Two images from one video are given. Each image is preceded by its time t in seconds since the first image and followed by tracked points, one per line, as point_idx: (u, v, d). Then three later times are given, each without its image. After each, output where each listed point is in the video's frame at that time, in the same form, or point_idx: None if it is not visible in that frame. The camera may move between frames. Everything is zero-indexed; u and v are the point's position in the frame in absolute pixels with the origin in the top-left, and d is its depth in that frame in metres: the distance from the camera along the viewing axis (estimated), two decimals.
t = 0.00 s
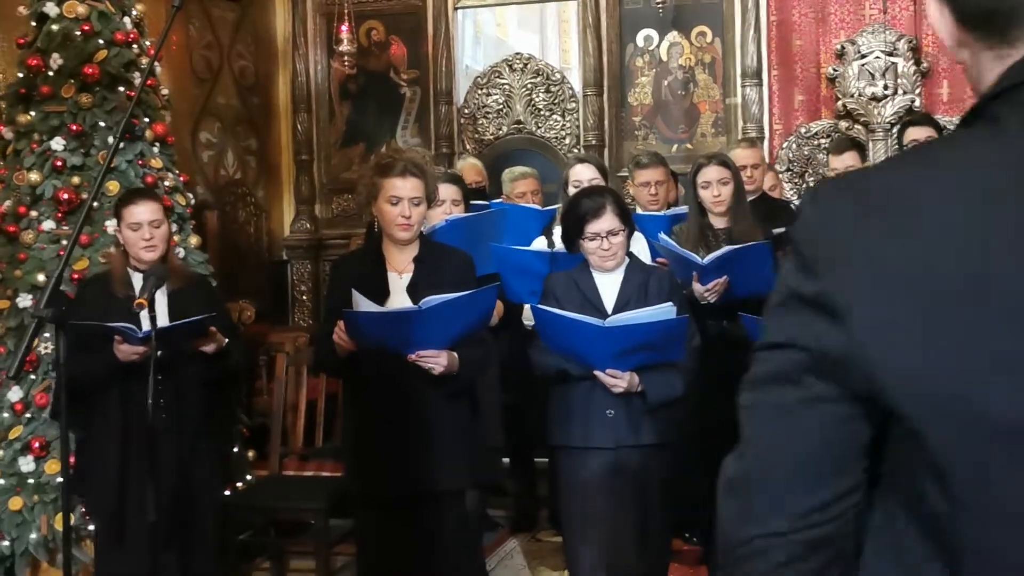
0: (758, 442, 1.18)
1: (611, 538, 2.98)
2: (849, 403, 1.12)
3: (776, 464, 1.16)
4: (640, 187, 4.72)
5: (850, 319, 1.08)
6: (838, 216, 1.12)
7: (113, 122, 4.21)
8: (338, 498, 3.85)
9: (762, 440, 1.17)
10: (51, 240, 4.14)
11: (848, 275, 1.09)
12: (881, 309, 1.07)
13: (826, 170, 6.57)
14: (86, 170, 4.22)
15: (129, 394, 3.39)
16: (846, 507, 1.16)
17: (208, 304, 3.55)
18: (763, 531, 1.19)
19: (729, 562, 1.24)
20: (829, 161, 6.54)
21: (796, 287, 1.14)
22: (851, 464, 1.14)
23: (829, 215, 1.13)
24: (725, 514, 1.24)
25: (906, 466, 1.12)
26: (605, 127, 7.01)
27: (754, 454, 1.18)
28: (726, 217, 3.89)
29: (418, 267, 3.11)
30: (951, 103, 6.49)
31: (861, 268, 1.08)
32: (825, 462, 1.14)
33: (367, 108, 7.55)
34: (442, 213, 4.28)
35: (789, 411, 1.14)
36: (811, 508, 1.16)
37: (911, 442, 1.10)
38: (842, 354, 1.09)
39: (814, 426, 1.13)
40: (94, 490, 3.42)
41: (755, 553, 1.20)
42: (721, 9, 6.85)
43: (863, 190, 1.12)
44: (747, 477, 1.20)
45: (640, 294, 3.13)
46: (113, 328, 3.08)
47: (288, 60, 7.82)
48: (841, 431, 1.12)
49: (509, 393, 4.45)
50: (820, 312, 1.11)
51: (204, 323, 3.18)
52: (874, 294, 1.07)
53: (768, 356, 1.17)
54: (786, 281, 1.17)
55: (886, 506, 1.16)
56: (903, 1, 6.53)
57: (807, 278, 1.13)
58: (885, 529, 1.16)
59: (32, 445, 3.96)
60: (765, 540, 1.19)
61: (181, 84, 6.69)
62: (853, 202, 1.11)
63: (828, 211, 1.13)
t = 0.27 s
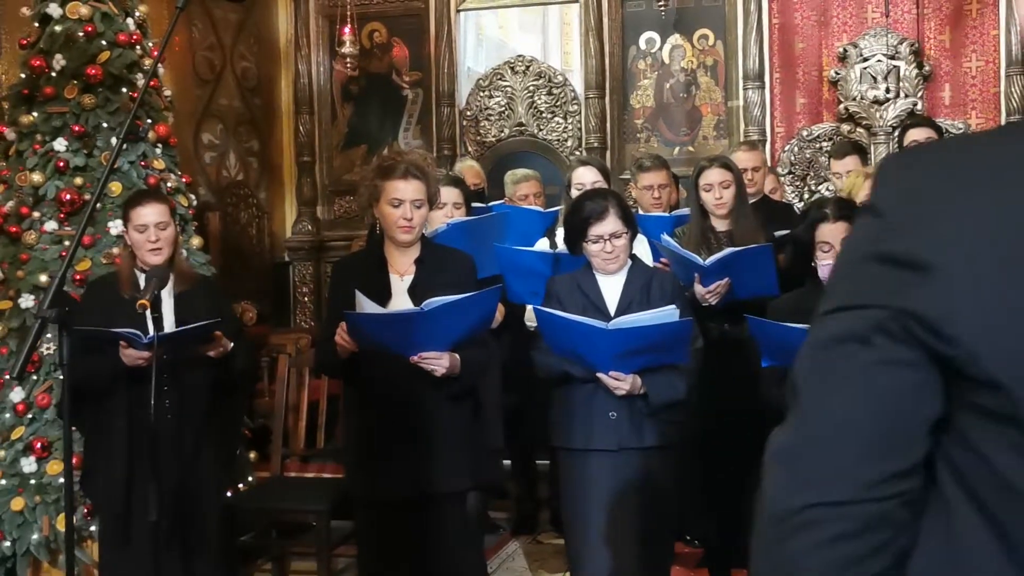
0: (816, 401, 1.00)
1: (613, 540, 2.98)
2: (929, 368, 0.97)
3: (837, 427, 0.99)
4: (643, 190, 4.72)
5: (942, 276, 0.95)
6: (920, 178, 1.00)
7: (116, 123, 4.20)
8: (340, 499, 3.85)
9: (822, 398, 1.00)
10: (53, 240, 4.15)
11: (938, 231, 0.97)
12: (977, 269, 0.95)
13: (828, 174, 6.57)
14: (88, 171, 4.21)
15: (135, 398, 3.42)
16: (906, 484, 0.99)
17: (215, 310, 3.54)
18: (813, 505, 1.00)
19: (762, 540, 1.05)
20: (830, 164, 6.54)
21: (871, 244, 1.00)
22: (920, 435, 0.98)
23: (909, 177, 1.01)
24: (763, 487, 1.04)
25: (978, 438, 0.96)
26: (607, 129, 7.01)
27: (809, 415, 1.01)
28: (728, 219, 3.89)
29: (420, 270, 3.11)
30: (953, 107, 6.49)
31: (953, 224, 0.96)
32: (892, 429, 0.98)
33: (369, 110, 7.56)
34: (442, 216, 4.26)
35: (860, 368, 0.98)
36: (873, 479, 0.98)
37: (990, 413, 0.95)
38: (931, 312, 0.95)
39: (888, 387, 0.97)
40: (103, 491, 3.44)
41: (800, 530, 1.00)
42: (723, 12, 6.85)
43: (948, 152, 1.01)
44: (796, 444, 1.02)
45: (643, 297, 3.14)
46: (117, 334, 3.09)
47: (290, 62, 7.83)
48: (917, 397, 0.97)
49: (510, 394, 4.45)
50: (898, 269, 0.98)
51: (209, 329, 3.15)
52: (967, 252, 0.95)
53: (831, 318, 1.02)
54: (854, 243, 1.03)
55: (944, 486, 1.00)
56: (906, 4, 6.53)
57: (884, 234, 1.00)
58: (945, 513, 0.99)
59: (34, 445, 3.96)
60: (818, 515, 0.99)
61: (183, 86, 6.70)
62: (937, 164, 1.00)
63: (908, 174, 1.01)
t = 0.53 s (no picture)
0: (875, 387, 0.99)
1: (616, 541, 2.98)
2: (987, 356, 0.97)
3: (896, 414, 0.98)
4: (647, 193, 4.73)
5: (1004, 260, 0.96)
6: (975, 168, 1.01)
7: (117, 124, 4.20)
8: (341, 501, 3.85)
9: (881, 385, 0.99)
10: (55, 241, 4.15)
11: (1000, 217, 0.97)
12: None
13: (829, 176, 6.58)
14: (90, 172, 4.22)
15: (138, 399, 3.42)
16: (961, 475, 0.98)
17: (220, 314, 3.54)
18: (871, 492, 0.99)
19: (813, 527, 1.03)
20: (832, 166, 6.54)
21: (928, 229, 1.01)
22: (977, 425, 0.98)
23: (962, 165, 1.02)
24: (816, 472, 1.04)
25: None
26: (609, 131, 7.01)
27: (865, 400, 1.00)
28: (730, 222, 3.89)
29: (422, 271, 3.12)
30: (954, 109, 6.49)
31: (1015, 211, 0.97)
32: (951, 419, 0.97)
33: (371, 112, 7.56)
34: (443, 219, 4.27)
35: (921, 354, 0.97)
36: (934, 469, 0.98)
37: None
38: (995, 295, 0.95)
39: (950, 373, 0.96)
40: (106, 493, 3.44)
41: (857, 519, 1.00)
42: (724, 14, 6.85)
43: (1001, 146, 1.02)
44: (850, 430, 1.01)
45: (645, 299, 3.14)
46: (120, 336, 3.10)
47: (292, 63, 7.83)
48: (979, 383, 0.96)
49: (511, 396, 4.45)
50: (958, 253, 0.98)
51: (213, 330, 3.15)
52: None
53: (888, 302, 1.01)
54: (907, 228, 1.03)
55: (995, 481, 1.00)
56: (908, 7, 6.54)
57: (942, 218, 1.00)
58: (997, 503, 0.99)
59: (35, 446, 3.97)
60: (876, 503, 0.99)
61: (185, 87, 6.70)
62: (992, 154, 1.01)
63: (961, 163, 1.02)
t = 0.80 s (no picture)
0: (904, 401, 0.94)
1: (618, 545, 2.97)
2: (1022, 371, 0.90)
3: (927, 429, 0.93)
4: (650, 197, 4.73)
5: None
6: (1011, 171, 0.95)
7: (121, 126, 4.22)
8: (343, 503, 3.85)
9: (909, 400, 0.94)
10: (58, 243, 4.16)
11: None
12: None
13: (831, 180, 6.59)
14: (93, 173, 4.23)
15: (142, 399, 3.42)
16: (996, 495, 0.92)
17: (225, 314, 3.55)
18: (903, 510, 0.94)
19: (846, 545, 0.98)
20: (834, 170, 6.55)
21: (960, 237, 0.95)
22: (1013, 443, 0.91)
23: (999, 169, 0.96)
24: (848, 489, 0.99)
25: None
26: (611, 134, 7.02)
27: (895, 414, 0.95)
28: (734, 226, 3.89)
29: (423, 273, 3.12)
30: (957, 114, 6.48)
31: None
32: (986, 438, 0.91)
33: (374, 114, 7.57)
34: (447, 221, 4.23)
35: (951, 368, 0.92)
36: (967, 488, 0.91)
37: None
38: None
39: (983, 388, 0.91)
40: (109, 495, 3.42)
41: (890, 539, 0.94)
42: (727, 18, 6.85)
43: None
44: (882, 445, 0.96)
45: (648, 303, 3.14)
46: (124, 334, 3.09)
47: (295, 65, 7.83)
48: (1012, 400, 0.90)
49: (514, 399, 4.44)
50: (990, 263, 0.92)
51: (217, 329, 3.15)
52: None
53: (918, 314, 0.96)
54: (939, 236, 0.98)
55: None
56: (911, 11, 6.54)
57: (974, 226, 0.95)
58: None
59: (37, 447, 3.97)
60: (908, 522, 0.93)
61: (188, 89, 6.71)
62: None
63: (998, 166, 0.97)
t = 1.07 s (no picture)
0: (918, 418, 0.91)
1: (618, 550, 2.97)
2: None
3: (942, 448, 0.89)
4: (649, 201, 4.73)
5: None
6: None
7: (122, 130, 4.22)
8: (343, 506, 3.85)
9: (923, 417, 0.90)
10: (59, 246, 4.16)
11: None
12: None
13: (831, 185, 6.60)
14: (95, 177, 4.23)
15: (144, 399, 3.42)
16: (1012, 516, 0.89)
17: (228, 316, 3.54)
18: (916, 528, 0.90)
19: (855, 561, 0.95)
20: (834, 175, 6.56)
21: (977, 251, 0.92)
22: None
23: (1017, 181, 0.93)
24: (858, 505, 0.95)
25: None
26: (612, 138, 7.03)
27: (909, 431, 0.91)
28: (735, 231, 3.89)
29: (422, 277, 3.12)
30: (957, 119, 6.49)
31: None
32: (1004, 458, 0.88)
33: (375, 118, 7.57)
34: (447, 225, 4.23)
35: (968, 387, 0.89)
36: (982, 508, 0.89)
37: None
38: None
39: (1001, 408, 0.88)
40: (111, 498, 3.42)
41: (902, 558, 0.91)
42: (728, 23, 6.86)
43: None
44: (893, 461, 0.92)
45: (649, 308, 3.14)
46: (126, 336, 3.09)
47: (296, 68, 7.84)
48: None
49: (515, 402, 4.44)
50: (1007, 280, 0.89)
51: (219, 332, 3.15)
52: None
53: (933, 330, 0.93)
54: (954, 248, 0.95)
55: None
56: (912, 17, 6.55)
57: (991, 239, 0.91)
58: None
59: (38, 450, 3.97)
60: (922, 541, 0.90)
61: (190, 92, 6.72)
62: None
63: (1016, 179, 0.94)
